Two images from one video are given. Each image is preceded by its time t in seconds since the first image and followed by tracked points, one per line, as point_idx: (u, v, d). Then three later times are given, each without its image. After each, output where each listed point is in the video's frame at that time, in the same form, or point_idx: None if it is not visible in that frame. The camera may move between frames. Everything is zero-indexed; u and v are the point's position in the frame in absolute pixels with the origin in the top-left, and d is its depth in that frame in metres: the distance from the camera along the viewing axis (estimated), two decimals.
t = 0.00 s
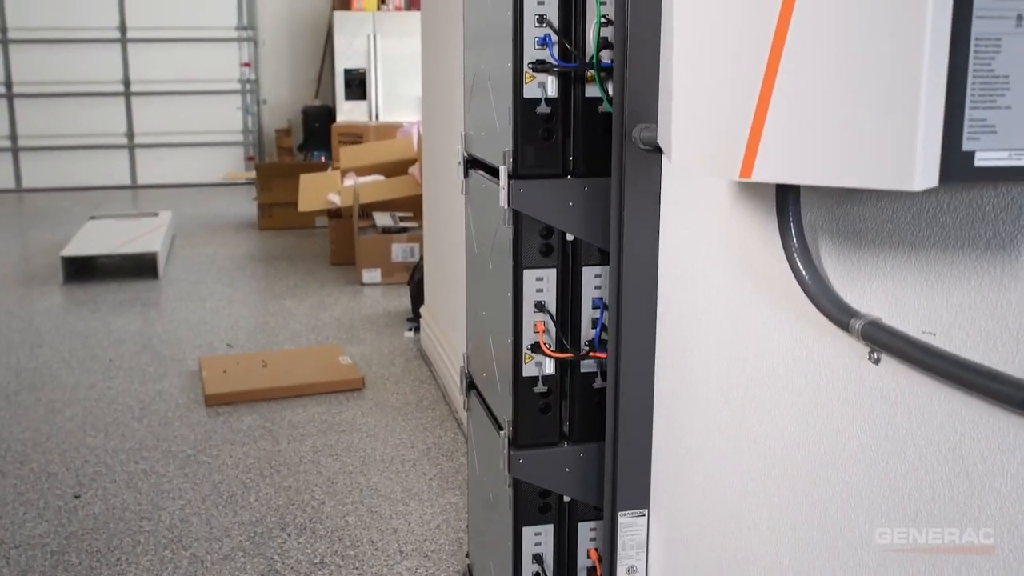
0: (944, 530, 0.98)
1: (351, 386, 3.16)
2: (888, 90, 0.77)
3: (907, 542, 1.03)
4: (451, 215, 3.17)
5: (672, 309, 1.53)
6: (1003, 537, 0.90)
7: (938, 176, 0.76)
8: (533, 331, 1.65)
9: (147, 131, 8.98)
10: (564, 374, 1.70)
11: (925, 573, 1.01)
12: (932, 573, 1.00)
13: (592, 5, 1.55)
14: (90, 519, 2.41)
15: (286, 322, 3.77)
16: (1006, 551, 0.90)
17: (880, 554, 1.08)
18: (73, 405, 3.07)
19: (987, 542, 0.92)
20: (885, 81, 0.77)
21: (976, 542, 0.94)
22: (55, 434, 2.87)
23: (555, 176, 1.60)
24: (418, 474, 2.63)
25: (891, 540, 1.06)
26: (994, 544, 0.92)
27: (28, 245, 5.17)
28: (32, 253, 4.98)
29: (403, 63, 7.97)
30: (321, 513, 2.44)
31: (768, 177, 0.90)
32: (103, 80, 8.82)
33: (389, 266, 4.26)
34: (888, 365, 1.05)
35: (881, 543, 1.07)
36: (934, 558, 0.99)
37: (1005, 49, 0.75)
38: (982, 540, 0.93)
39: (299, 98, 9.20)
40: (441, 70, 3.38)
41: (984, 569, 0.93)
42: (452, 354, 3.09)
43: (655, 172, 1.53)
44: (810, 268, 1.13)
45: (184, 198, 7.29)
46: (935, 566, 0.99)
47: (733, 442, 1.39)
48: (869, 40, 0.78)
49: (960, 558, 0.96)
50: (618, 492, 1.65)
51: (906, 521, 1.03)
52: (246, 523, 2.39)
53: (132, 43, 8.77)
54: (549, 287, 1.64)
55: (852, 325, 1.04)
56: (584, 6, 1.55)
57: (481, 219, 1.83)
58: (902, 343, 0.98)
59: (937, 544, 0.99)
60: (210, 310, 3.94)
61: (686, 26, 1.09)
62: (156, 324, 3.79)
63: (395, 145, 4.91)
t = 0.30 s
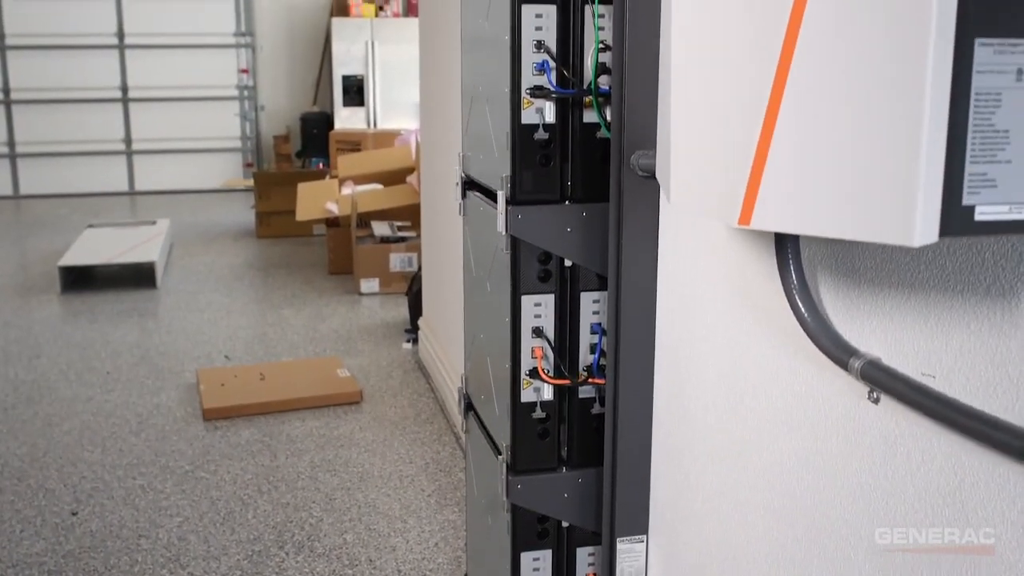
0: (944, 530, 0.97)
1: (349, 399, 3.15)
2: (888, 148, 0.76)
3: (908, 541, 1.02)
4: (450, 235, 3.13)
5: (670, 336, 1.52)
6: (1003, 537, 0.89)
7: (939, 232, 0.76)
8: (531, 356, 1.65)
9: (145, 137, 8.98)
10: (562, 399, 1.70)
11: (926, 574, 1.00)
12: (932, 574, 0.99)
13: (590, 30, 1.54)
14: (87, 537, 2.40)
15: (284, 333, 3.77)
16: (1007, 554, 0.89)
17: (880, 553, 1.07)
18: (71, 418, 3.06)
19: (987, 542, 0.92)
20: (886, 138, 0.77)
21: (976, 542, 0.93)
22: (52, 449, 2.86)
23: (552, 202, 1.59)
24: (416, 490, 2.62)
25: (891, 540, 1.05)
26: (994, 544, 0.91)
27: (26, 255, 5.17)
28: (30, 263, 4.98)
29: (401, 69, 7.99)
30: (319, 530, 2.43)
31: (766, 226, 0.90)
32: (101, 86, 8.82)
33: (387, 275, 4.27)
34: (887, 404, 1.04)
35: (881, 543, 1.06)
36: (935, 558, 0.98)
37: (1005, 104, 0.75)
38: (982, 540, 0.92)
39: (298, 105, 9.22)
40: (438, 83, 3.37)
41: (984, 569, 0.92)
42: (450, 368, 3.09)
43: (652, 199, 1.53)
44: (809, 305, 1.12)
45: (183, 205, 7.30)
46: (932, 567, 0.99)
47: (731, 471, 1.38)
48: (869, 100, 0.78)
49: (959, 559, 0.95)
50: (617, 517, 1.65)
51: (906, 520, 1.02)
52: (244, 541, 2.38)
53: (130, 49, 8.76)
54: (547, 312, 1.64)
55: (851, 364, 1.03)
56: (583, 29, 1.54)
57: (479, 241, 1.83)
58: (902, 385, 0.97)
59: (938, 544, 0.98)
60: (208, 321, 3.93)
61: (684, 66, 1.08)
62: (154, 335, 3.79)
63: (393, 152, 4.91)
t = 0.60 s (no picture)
0: (944, 530, 0.96)
1: (349, 425, 3.14)
2: (893, 210, 0.77)
3: (909, 542, 1.01)
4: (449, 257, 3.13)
5: (672, 374, 1.51)
6: (1005, 551, 0.88)
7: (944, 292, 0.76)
8: (532, 392, 1.65)
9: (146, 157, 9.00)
10: (563, 434, 1.69)
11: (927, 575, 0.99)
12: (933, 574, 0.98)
13: (590, 65, 1.56)
14: (85, 566, 2.38)
15: (284, 357, 3.77)
16: (1006, 553, 0.88)
17: (880, 555, 1.06)
18: (69, 444, 3.05)
19: (986, 542, 0.90)
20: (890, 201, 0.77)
21: (977, 542, 0.91)
22: (51, 476, 2.84)
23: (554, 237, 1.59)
24: (416, 519, 2.60)
25: (891, 539, 1.04)
26: (993, 544, 0.90)
27: (26, 277, 5.17)
28: (30, 285, 4.98)
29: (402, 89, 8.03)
30: (318, 560, 2.41)
31: (772, 284, 0.89)
32: (102, 107, 8.84)
33: (387, 298, 4.27)
34: (890, 450, 1.03)
35: (881, 544, 1.05)
36: (935, 559, 0.97)
37: (1011, 162, 0.75)
38: (982, 540, 0.91)
39: (299, 125, 9.25)
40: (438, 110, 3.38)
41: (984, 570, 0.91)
42: (451, 394, 3.08)
43: (651, 234, 1.52)
44: (813, 351, 1.10)
45: (183, 226, 7.30)
46: (933, 567, 0.98)
47: (733, 510, 1.37)
48: (878, 114, 0.78)
49: (959, 560, 0.94)
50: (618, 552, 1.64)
51: (905, 520, 1.01)
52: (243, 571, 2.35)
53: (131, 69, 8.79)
54: (548, 347, 1.63)
55: (855, 410, 1.02)
56: (583, 65, 1.56)
57: (479, 273, 1.82)
58: (905, 433, 0.96)
59: (937, 544, 0.97)
60: (208, 346, 3.93)
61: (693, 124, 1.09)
62: (153, 360, 3.78)
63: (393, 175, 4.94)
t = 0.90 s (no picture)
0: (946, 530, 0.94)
1: (347, 453, 3.13)
2: (892, 268, 0.77)
3: (910, 541, 0.99)
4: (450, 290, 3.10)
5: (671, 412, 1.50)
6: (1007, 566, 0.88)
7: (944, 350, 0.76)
8: (530, 429, 1.64)
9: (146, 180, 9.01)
10: (561, 470, 1.69)
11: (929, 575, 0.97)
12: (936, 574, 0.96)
13: (589, 103, 1.55)
14: None
15: (282, 384, 3.76)
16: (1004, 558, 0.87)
17: (880, 554, 1.04)
18: (66, 473, 3.03)
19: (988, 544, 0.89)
20: (891, 256, 0.77)
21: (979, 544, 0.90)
22: (47, 506, 2.82)
23: (553, 274, 1.59)
24: (414, 549, 2.58)
25: (891, 540, 1.02)
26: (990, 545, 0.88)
27: (25, 301, 5.17)
28: (28, 309, 4.97)
29: (401, 114, 8.09)
30: None
31: (771, 334, 0.89)
32: (102, 130, 8.86)
33: (386, 323, 4.28)
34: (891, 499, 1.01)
35: (881, 544, 1.03)
36: (936, 558, 0.96)
37: (1010, 220, 0.75)
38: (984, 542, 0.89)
39: (298, 148, 9.29)
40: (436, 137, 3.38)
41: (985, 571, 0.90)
42: (449, 421, 3.07)
43: (651, 274, 1.52)
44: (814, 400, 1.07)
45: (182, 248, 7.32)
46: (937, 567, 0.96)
47: (731, 550, 1.36)
48: (878, 114, 0.77)
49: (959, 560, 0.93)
50: None
51: (906, 519, 0.99)
52: None
53: (131, 93, 8.83)
54: (546, 384, 1.63)
55: (855, 458, 1.00)
56: (582, 103, 1.56)
57: (477, 308, 1.83)
58: (907, 482, 0.95)
59: (938, 545, 0.95)
60: (207, 372, 3.92)
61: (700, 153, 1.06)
62: (152, 386, 3.78)
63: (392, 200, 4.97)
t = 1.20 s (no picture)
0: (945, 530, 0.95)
1: (346, 483, 3.11)
2: (893, 325, 0.77)
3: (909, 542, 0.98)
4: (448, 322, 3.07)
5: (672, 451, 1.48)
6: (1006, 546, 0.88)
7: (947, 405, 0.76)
8: (529, 465, 1.64)
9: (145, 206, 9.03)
10: (561, 507, 1.68)
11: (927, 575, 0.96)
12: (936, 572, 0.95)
13: (589, 140, 1.56)
14: None
15: (281, 413, 3.75)
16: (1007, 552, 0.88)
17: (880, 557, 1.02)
18: (63, 503, 3.01)
19: (986, 542, 0.90)
20: (892, 310, 0.77)
21: (977, 542, 0.91)
22: (43, 537, 2.80)
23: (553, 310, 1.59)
24: None
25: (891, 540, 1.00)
26: (994, 545, 0.89)
27: (22, 328, 5.16)
28: (26, 336, 4.96)
29: (400, 141, 8.13)
30: None
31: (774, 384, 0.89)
32: (102, 156, 8.89)
33: (385, 351, 4.28)
34: (895, 545, 1.00)
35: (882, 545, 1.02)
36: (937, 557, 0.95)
37: (1012, 271, 0.75)
38: (982, 540, 0.90)
39: (297, 173, 9.33)
40: (435, 164, 3.38)
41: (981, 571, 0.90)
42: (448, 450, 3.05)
43: (651, 313, 1.50)
44: (817, 446, 1.06)
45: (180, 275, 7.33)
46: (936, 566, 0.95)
47: None
48: (878, 125, 0.77)
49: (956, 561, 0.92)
50: None
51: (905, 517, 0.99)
52: None
53: (131, 119, 8.86)
54: (546, 420, 1.63)
55: (857, 502, 1.00)
56: (582, 140, 1.56)
57: (478, 344, 1.83)
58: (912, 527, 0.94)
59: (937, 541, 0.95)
60: (205, 400, 3.91)
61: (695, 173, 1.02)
62: (150, 415, 3.76)
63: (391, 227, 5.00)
